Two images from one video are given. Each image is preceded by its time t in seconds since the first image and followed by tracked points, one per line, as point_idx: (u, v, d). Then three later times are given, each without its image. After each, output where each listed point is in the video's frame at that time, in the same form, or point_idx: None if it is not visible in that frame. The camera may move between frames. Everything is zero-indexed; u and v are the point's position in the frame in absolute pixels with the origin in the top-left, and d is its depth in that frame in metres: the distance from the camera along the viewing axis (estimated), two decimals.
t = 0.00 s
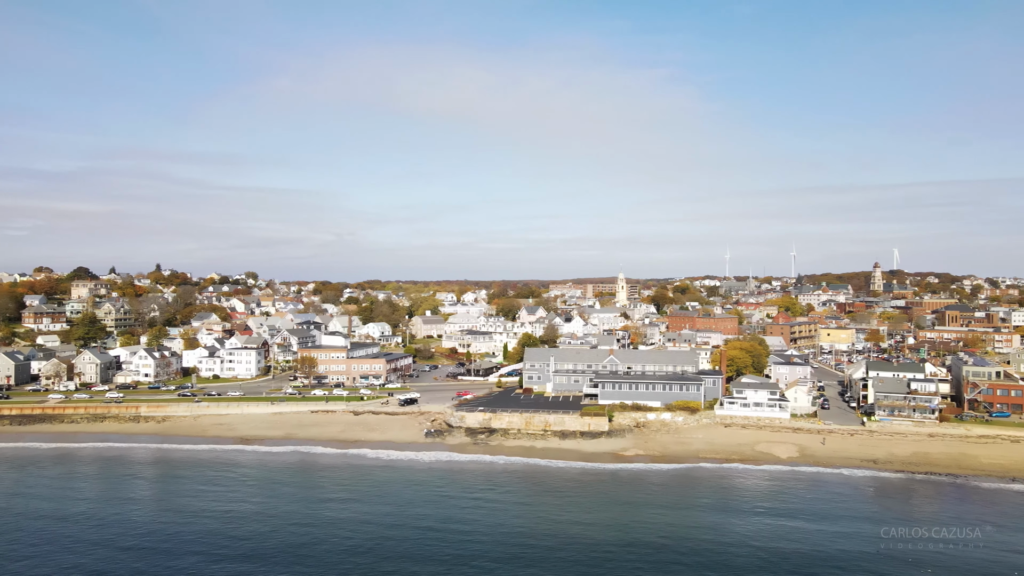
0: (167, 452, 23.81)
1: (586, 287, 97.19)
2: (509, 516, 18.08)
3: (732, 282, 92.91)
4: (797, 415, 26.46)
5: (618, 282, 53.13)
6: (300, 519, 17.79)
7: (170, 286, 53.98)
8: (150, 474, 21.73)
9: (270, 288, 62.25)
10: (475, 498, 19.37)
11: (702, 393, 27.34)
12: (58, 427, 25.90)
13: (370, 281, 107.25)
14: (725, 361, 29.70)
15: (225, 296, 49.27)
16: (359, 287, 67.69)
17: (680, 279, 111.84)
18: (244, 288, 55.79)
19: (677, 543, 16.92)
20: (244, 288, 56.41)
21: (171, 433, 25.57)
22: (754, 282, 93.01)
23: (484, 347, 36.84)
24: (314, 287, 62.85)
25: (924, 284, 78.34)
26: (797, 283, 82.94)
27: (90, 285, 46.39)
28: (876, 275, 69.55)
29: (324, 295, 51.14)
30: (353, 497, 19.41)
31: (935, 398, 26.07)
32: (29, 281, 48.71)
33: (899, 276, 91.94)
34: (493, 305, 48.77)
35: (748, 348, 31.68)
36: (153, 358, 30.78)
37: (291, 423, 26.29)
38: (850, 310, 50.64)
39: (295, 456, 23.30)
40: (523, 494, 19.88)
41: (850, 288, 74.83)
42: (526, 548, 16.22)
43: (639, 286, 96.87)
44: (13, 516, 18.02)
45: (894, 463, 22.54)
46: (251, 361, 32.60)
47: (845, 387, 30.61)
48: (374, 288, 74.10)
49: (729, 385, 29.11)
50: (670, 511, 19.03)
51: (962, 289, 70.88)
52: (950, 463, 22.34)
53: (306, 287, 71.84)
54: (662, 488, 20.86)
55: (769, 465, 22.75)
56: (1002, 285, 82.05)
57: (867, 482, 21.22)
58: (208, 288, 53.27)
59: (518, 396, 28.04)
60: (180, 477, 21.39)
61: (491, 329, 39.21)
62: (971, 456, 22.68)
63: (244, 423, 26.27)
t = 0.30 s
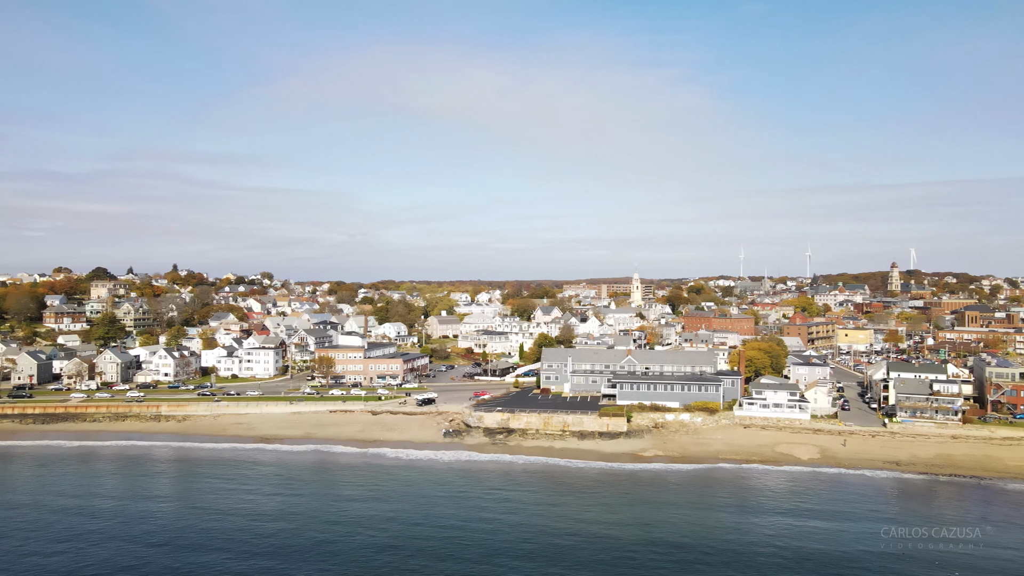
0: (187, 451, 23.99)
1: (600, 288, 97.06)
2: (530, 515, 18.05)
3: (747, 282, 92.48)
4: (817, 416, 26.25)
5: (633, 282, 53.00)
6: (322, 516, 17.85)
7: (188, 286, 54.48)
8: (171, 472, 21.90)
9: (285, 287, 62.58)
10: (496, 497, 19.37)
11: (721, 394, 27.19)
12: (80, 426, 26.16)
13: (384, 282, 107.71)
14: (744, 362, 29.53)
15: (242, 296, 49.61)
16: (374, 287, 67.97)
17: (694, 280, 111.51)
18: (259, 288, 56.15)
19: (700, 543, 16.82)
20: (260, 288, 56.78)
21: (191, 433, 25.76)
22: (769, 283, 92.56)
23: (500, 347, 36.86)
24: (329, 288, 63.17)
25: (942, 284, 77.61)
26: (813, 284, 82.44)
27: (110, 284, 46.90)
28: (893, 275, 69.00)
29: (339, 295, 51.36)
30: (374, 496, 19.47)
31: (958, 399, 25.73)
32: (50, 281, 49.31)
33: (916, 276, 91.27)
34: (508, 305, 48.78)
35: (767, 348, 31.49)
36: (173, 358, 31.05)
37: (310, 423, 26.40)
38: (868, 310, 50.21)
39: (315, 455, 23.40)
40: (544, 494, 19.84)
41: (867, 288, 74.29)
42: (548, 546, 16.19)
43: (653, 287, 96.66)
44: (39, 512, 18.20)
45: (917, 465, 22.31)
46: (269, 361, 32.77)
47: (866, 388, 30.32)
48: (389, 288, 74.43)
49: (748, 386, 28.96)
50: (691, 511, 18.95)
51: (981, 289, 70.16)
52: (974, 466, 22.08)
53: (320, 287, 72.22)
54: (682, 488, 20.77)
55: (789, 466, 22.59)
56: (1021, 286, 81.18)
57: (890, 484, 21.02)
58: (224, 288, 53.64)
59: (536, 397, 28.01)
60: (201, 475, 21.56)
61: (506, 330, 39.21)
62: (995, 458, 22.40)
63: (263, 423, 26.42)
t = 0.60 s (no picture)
0: (208, 449, 24.16)
1: (614, 289, 96.95)
2: (553, 514, 18.07)
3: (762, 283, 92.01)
4: (838, 417, 26.05)
5: (647, 282, 52.84)
6: (345, 514, 17.91)
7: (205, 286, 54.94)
8: (194, 470, 22.06)
9: (300, 287, 62.97)
10: (517, 496, 19.38)
11: (740, 394, 27.05)
12: (102, 425, 26.41)
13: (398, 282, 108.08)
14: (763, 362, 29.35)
15: (258, 296, 50.00)
16: (389, 287, 68.27)
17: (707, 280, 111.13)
18: (275, 288, 56.55)
19: (725, 543, 16.73)
20: (276, 288, 57.18)
21: (212, 432, 25.94)
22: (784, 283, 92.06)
23: (516, 347, 36.89)
24: (344, 288, 63.47)
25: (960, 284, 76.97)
26: (829, 284, 81.98)
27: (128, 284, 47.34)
28: (911, 275, 68.47)
29: (355, 295, 51.58)
30: (396, 494, 19.56)
31: (982, 401, 25.46)
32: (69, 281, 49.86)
33: (934, 276, 90.46)
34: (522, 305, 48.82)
35: (786, 349, 31.23)
36: (192, 357, 31.28)
37: (328, 422, 26.53)
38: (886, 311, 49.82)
39: (335, 454, 23.52)
40: (565, 493, 19.83)
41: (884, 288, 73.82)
42: (573, 545, 16.18)
43: (667, 287, 96.44)
44: (66, 507, 18.40)
45: (940, 467, 22.09)
46: (287, 361, 32.95)
47: (887, 389, 30.08)
48: (403, 288, 74.80)
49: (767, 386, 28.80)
50: (713, 511, 18.85)
51: (1000, 289, 69.49)
52: (999, 468, 21.82)
53: (335, 287, 72.66)
54: (703, 488, 20.70)
55: (810, 467, 22.43)
56: None
57: (913, 485, 20.83)
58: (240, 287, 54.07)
59: (554, 397, 27.98)
60: (223, 473, 21.69)
61: (522, 330, 39.21)
62: (1020, 460, 22.13)
63: (282, 422, 26.56)
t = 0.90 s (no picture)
0: (229, 448, 24.32)
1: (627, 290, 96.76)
2: (575, 513, 18.06)
3: (777, 283, 91.54)
4: (858, 419, 25.81)
5: (662, 283, 52.65)
6: (367, 512, 17.96)
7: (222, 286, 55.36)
8: (215, 468, 22.20)
9: (314, 287, 63.32)
10: (538, 496, 19.38)
11: (759, 395, 26.90)
12: (124, 423, 26.63)
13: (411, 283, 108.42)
14: (782, 363, 29.16)
15: (274, 296, 50.34)
16: (403, 287, 68.50)
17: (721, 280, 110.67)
18: (290, 288, 56.90)
19: (748, 542, 16.64)
20: (291, 288, 57.54)
21: (232, 431, 26.10)
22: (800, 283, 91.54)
23: (532, 347, 36.89)
24: (358, 288, 63.76)
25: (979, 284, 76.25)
26: (845, 284, 81.45)
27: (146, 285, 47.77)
28: (929, 275, 67.88)
29: (370, 295, 51.78)
30: (417, 492, 19.62)
31: (1005, 402, 25.16)
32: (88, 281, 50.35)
33: (952, 276, 89.63)
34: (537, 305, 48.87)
35: (804, 349, 30.93)
36: (211, 357, 31.49)
37: (346, 422, 26.64)
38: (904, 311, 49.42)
39: (354, 453, 23.61)
40: (585, 492, 19.81)
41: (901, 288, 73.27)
42: (595, 544, 16.17)
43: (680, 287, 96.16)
44: (92, 503, 18.60)
45: (964, 469, 21.84)
46: (304, 361, 33.11)
47: (908, 390, 29.79)
48: (417, 288, 75.10)
49: (786, 387, 28.63)
50: (736, 511, 18.75)
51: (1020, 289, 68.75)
52: None
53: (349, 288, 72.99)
54: (723, 489, 20.59)
55: (832, 469, 22.28)
56: None
57: (936, 486, 20.62)
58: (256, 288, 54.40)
59: (572, 398, 27.94)
60: (244, 471, 21.81)
61: (538, 329, 39.15)
62: None
63: (301, 422, 26.68)
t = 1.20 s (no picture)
0: (249, 447, 24.44)
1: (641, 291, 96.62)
2: (595, 512, 18.00)
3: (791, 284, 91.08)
4: (879, 420, 25.59)
5: (677, 283, 52.51)
6: (389, 510, 17.97)
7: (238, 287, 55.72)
8: (234, 466, 22.32)
9: (328, 288, 63.68)
10: (558, 495, 19.34)
11: (779, 396, 26.72)
12: (145, 423, 26.82)
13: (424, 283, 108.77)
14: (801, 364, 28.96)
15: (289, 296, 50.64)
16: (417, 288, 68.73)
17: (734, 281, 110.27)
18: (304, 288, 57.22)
19: (772, 542, 16.52)
20: (305, 288, 57.87)
21: (251, 430, 26.24)
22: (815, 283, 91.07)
23: (548, 347, 36.88)
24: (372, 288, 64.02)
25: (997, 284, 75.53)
26: (862, 284, 80.96)
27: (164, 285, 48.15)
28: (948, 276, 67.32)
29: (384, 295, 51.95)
30: (437, 491, 19.62)
31: None
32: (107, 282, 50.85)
33: (970, 275, 88.89)
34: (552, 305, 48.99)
35: (824, 350, 30.71)
36: (229, 357, 31.67)
37: (364, 421, 26.72)
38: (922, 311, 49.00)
39: (373, 453, 23.66)
40: (606, 492, 19.76)
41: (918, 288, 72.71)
42: (617, 543, 16.10)
43: (694, 288, 95.90)
44: (116, 500, 18.76)
45: (989, 471, 21.58)
46: (321, 361, 33.24)
47: (929, 391, 29.51)
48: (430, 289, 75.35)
49: (805, 388, 28.43)
50: (759, 511, 18.61)
51: None
52: None
53: (363, 288, 73.43)
54: (744, 489, 20.46)
55: (853, 470, 22.09)
56: None
57: (960, 488, 20.38)
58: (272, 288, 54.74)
59: (589, 398, 27.89)
60: (263, 470, 21.91)
61: (553, 329, 39.14)
62: None
63: (320, 422, 26.78)
